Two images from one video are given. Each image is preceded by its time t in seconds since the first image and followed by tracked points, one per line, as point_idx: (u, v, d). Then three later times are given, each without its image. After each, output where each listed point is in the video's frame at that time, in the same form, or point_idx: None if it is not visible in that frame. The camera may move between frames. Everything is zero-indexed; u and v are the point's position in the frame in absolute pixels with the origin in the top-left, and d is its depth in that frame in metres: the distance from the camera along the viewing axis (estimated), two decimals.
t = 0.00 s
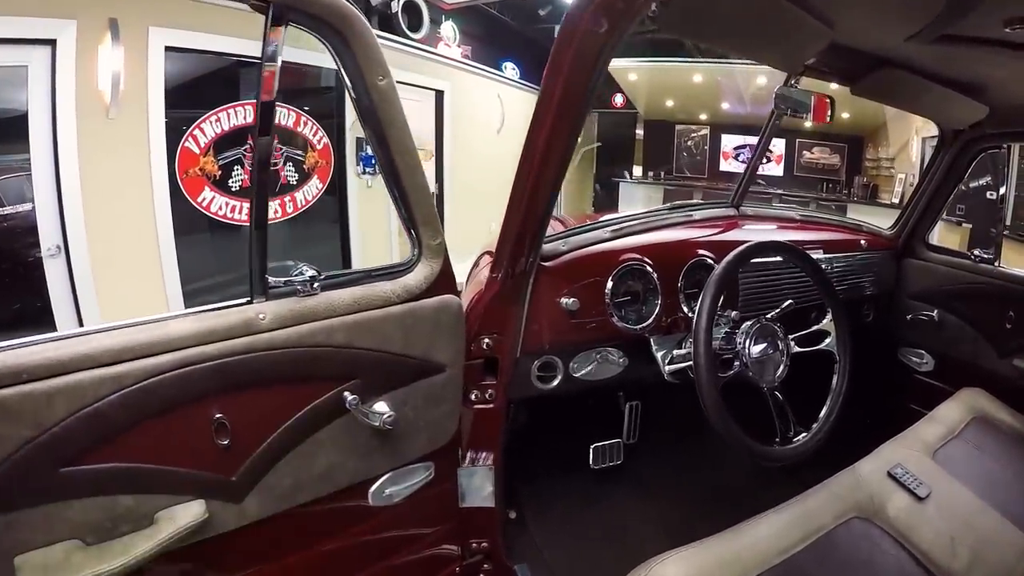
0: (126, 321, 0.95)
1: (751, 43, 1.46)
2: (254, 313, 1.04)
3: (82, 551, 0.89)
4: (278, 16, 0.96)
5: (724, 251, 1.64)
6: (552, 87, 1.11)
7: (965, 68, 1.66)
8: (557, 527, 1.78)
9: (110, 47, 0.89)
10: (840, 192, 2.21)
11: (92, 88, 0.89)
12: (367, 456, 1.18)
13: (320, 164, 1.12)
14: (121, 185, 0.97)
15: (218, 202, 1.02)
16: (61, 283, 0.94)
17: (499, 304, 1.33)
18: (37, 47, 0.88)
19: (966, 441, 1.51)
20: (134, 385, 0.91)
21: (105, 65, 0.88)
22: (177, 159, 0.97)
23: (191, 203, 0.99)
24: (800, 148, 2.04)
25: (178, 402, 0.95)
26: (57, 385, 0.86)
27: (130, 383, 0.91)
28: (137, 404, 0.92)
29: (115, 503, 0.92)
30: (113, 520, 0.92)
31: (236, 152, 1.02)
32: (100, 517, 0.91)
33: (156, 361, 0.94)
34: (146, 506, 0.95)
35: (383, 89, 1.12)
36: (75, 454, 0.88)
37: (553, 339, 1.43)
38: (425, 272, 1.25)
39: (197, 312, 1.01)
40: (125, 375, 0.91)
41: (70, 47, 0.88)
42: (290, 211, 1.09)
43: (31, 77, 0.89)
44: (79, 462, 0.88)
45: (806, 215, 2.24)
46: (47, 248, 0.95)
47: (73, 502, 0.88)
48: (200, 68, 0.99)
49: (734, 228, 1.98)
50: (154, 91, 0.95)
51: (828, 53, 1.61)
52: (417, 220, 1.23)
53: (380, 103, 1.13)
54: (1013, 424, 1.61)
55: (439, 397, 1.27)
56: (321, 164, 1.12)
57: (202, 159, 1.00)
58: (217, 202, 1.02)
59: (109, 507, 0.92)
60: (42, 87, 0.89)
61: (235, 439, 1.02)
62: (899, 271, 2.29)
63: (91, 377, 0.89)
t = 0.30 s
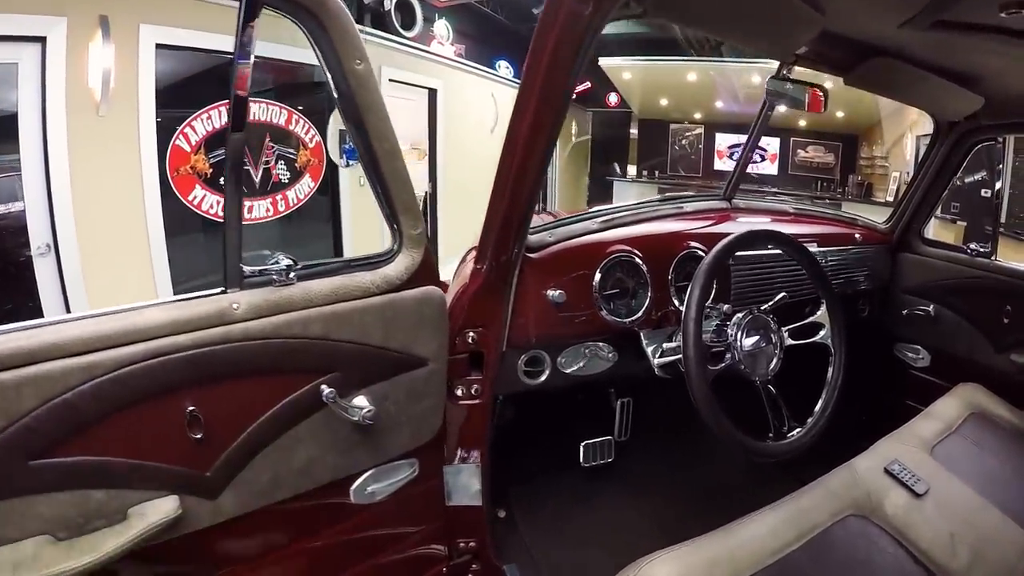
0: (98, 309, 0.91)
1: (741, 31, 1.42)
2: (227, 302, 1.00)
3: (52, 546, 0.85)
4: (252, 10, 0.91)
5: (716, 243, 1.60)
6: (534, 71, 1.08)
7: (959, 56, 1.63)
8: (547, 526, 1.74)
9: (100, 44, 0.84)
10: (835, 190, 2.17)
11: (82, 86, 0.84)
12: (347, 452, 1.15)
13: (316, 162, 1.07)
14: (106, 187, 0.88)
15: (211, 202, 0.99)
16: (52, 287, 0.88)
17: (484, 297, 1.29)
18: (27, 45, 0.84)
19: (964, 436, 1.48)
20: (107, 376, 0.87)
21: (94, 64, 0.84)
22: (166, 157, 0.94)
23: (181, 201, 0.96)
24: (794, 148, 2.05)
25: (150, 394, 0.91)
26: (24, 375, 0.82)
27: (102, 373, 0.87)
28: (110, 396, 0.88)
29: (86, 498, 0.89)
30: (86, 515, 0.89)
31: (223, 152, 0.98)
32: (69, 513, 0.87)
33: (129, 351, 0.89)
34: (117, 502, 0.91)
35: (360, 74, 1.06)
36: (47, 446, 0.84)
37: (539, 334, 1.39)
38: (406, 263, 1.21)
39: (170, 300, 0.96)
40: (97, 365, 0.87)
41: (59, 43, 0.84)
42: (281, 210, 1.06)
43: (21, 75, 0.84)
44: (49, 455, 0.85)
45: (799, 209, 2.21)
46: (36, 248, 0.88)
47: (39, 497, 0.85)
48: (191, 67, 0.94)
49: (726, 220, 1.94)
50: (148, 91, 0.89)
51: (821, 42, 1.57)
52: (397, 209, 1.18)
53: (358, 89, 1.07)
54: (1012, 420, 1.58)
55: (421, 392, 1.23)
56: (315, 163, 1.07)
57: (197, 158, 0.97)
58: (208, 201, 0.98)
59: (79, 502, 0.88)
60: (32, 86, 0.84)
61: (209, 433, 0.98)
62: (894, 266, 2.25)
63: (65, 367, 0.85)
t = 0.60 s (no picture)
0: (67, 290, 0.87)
1: (734, 16, 1.39)
2: (205, 284, 0.96)
3: (22, 538, 0.82)
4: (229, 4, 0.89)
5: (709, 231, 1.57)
6: (520, 51, 1.05)
7: (952, 43, 1.61)
8: (539, 523, 1.71)
9: (88, 39, 0.81)
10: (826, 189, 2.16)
11: (69, 81, 0.81)
12: (330, 444, 1.11)
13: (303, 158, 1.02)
14: (96, 185, 0.84)
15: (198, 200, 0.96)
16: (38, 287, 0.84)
17: (473, 283, 1.26)
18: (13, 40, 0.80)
19: (962, 428, 1.46)
20: (77, 359, 0.83)
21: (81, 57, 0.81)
22: (154, 154, 0.91)
23: (170, 198, 0.94)
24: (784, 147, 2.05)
25: (123, 379, 0.87)
26: None
27: (73, 356, 0.83)
28: (80, 380, 0.84)
29: (58, 488, 0.85)
30: (57, 507, 0.85)
31: (202, 151, 0.96)
32: (39, 504, 0.83)
33: (99, 333, 0.85)
34: (90, 493, 0.87)
35: (343, 50, 1.00)
36: (15, 433, 0.80)
37: (528, 321, 1.35)
38: (390, 247, 1.17)
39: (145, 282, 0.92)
40: (67, 348, 0.83)
41: (48, 40, 0.81)
42: (271, 207, 1.03)
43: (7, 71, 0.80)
44: (18, 442, 0.81)
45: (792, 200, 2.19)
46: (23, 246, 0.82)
47: (6, 487, 0.81)
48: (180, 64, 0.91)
49: (720, 209, 1.91)
50: (135, 86, 0.85)
51: (814, 27, 1.54)
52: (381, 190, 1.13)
53: (341, 66, 1.01)
54: (1010, 412, 1.56)
55: (407, 382, 1.19)
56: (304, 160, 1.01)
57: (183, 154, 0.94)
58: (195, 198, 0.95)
59: (48, 493, 0.84)
60: (19, 82, 0.79)
61: (184, 422, 0.94)
62: (888, 258, 2.23)
63: (32, 350, 0.81)
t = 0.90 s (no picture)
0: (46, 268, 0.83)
1: None
2: (194, 262, 0.93)
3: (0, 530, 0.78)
4: None
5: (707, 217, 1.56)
6: (514, 57, 1.05)
7: (947, 31, 1.60)
8: (536, 516, 1.68)
9: (76, 33, 0.77)
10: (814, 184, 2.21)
11: (56, 75, 0.76)
12: (322, 432, 1.08)
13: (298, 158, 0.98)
14: (83, 183, 0.79)
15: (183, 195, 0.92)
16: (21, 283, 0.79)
17: (470, 266, 1.23)
18: None
19: (961, 413, 1.45)
20: (59, 337, 0.80)
21: (69, 53, 0.77)
22: (143, 150, 0.86)
23: (157, 195, 0.89)
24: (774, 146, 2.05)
25: (107, 359, 0.84)
26: None
27: (54, 335, 0.80)
28: (63, 359, 0.81)
29: (38, 476, 0.81)
30: (37, 497, 0.81)
31: (192, 148, 0.91)
32: (19, 493, 0.80)
33: (81, 310, 0.82)
34: (72, 482, 0.84)
35: (340, 23, 0.97)
36: None
37: (526, 306, 1.32)
38: (386, 227, 1.14)
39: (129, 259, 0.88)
40: (48, 326, 0.80)
41: (35, 32, 0.76)
42: (260, 204, 0.99)
43: None
44: None
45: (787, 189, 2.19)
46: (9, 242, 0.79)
47: None
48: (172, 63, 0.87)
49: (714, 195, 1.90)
50: (125, 82, 0.80)
51: (810, 14, 1.53)
52: (377, 168, 1.10)
53: (337, 38, 0.98)
54: (1007, 399, 1.55)
55: (402, 368, 1.17)
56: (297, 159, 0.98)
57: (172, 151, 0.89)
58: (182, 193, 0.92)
59: (28, 482, 0.80)
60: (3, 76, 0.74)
61: (171, 406, 0.91)
62: (882, 248, 2.23)
63: (10, 327, 0.77)
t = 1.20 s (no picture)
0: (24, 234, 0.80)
1: None
2: (184, 227, 0.91)
3: None
4: None
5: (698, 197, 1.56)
6: (502, 45, 1.08)
7: (934, 17, 1.61)
8: (528, 502, 1.67)
9: (59, 27, 0.78)
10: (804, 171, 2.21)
11: (38, 69, 0.77)
12: (312, 411, 1.06)
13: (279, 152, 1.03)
14: (69, 179, 0.81)
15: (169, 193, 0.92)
16: None
17: (464, 243, 1.22)
18: None
19: (951, 392, 1.46)
20: (41, 303, 0.78)
21: (52, 46, 0.78)
22: (127, 147, 0.87)
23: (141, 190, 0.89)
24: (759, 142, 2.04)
25: (91, 326, 0.81)
26: None
27: (36, 300, 0.77)
28: (46, 326, 0.78)
29: (16, 452, 0.78)
30: (15, 474, 0.78)
31: (181, 144, 0.91)
32: None
33: (64, 275, 0.80)
34: (52, 458, 0.81)
35: None
36: None
37: (519, 284, 1.31)
38: (378, 199, 1.12)
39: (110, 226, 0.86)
40: (29, 291, 0.77)
41: (17, 26, 0.76)
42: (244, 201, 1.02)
43: None
44: None
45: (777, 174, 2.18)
46: None
47: None
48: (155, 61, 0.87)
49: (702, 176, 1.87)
50: (108, 80, 0.82)
51: None
52: (370, 137, 1.09)
53: (331, 4, 0.97)
54: (996, 378, 1.56)
55: (394, 345, 1.15)
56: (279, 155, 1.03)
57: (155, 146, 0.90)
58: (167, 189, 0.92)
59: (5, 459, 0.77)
60: None
61: (156, 378, 0.89)
62: (869, 234, 2.24)
63: None
